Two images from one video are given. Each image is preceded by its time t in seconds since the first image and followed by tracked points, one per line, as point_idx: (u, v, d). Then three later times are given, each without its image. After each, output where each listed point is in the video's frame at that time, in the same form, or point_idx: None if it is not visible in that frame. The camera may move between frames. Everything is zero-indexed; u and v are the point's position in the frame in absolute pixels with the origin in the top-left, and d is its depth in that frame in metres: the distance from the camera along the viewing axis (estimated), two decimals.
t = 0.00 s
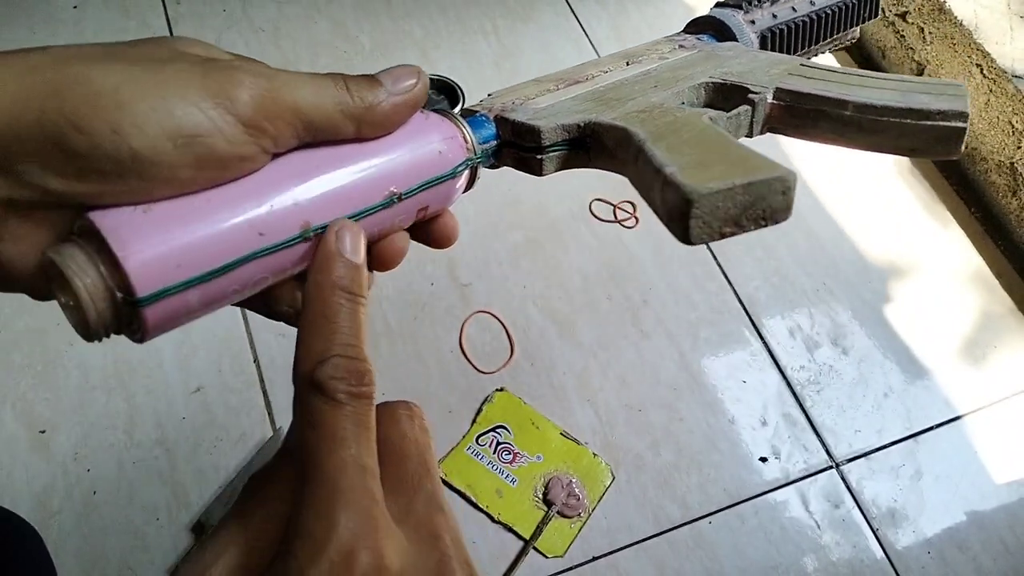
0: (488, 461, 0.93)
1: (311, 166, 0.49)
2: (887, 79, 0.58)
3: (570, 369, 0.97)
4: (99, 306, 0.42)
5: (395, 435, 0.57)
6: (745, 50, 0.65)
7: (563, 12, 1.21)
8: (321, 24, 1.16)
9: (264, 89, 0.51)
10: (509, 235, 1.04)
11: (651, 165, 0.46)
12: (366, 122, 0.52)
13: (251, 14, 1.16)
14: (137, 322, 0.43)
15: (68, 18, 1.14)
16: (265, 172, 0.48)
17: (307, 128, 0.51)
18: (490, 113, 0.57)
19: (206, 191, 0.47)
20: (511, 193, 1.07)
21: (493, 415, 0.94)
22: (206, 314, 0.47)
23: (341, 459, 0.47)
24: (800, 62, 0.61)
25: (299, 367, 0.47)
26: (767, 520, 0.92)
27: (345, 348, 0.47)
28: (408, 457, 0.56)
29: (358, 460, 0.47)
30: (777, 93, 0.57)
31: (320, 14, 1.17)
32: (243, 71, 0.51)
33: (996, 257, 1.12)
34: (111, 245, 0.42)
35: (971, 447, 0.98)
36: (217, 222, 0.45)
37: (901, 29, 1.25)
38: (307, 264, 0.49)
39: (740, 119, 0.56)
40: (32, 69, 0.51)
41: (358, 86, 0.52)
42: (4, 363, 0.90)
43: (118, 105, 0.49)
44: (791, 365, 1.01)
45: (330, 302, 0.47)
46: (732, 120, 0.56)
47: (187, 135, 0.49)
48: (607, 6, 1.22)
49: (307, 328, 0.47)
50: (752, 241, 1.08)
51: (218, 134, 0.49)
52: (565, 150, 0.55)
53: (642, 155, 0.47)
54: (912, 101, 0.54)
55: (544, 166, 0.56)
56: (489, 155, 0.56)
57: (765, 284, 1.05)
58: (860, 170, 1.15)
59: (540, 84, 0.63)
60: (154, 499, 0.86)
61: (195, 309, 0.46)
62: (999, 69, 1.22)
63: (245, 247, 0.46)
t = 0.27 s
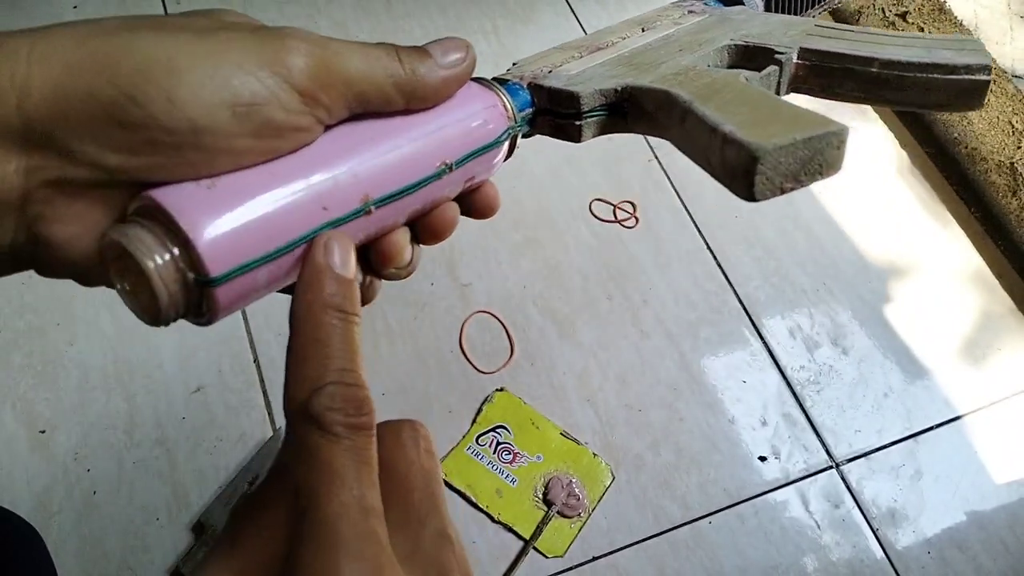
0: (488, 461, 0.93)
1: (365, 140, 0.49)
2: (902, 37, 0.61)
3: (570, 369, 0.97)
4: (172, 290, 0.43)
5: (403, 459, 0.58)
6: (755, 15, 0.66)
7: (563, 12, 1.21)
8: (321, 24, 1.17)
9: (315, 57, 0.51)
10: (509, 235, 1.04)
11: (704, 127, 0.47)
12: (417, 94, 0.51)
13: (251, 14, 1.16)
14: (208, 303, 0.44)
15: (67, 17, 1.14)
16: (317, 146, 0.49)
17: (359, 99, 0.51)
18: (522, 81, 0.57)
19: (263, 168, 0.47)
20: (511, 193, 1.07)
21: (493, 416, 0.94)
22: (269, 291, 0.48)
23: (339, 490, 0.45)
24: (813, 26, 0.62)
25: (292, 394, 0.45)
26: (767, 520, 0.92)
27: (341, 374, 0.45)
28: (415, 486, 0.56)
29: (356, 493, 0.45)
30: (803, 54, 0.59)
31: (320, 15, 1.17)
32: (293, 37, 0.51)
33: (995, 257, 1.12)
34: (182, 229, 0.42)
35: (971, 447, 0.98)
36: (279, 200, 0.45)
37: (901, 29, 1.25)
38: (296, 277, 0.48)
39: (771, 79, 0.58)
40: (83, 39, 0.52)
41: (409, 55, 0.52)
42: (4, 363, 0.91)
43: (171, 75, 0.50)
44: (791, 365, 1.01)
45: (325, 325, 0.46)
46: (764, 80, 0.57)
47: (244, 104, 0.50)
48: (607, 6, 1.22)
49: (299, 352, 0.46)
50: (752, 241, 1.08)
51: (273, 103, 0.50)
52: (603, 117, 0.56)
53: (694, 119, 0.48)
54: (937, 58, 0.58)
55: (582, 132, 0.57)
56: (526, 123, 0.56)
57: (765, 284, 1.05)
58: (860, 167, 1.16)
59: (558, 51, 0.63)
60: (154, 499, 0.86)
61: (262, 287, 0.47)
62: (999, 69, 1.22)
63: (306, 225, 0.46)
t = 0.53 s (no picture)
0: (488, 461, 0.93)
1: (397, 124, 0.50)
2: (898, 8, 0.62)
3: (570, 369, 0.97)
4: (218, 282, 0.43)
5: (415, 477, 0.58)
6: None
7: (563, 13, 1.21)
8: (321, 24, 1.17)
9: (345, 37, 0.52)
10: (509, 235, 1.04)
11: (729, 103, 0.48)
12: (447, 77, 0.52)
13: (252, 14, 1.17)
14: (251, 294, 0.44)
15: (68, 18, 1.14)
16: (349, 129, 0.49)
17: (388, 81, 0.52)
18: (534, 58, 0.56)
19: (298, 154, 0.47)
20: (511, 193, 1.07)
21: (493, 416, 0.94)
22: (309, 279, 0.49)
23: (344, 512, 0.45)
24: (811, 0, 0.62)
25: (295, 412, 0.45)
26: (767, 520, 0.92)
27: (348, 394, 0.45)
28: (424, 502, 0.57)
29: (362, 515, 0.46)
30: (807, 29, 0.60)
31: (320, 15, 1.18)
32: (322, 16, 0.52)
33: (994, 256, 1.12)
34: (226, 221, 0.42)
35: (971, 448, 0.98)
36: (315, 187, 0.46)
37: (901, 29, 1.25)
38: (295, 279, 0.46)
39: (777, 53, 0.59)
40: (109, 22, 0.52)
41: (438, 38, 0.53)
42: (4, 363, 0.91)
43: (201, 54, 0.51)
44: (791, 365, 1.01)
45: (329, 340, 0.45)
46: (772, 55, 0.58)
47: (278, 83, 0.51)
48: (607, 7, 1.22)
49: (302, 368, 0.45)
50: (752, 241, 1.08)
51: (306, 83, 0.51)
52: (618, 93, 0.57)
53: (717, 96, 0.50)
54: (941, 29, 0.59)
55: (598, 109, 0.57)
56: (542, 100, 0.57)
57: (765, 284, 1.05)
58: (860, 166, 1.16)
59: (564, 23, 0.63)
60: (154, 499, 0.86)
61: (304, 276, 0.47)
62: (1000, 69, 1.22)
63: (343, 209, 0.47)
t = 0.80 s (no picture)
0: (488, 461, 0.93)
1: (412, 128, 0.49)
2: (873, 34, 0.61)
3: (570, 369, 0.97)
4: (240, 287, 0.41)
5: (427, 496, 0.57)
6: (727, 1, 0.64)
7: (563, 12, 1.21)
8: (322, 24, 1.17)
9: (364, 32, 0.51)
10: (509, 235, 1.04)
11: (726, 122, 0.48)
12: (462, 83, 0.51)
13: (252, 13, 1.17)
14: (271, 300, 0.43)
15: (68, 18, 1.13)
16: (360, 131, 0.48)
17: (403, 80, 0.51)
18: (530, 64, 0.57)
19: (315, 154, 0.46)
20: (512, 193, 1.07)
21: (493, 416, 0.94)
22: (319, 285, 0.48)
23: (358, 537, 0.43)
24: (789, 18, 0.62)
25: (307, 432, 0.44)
26: (767, 520, 0.92)
27: (360, 413, 0.44)
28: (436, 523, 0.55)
29: (377, 540, 0.44)
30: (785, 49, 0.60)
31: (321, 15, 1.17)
32: (340, 12, 0.51)
33: (994, 254, 1.12)
34: (250, 224, 0.41)
35: (971, 448, 0.98)
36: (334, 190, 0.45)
37: (901, 29, 1.25)
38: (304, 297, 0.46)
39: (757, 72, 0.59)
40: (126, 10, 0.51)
41: (452, 40, 0.52)
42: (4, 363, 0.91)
43: (217, 44, 0.50)
44: (791, 365, 1.01)
45: (340, 355, 0.44)
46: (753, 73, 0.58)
47: (295, 76, 0.50)
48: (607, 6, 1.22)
49: (313, 387, 0.44)
50: (751, 241, 1.08)
51: (323, 77, 0.51)
52: (613, 103, 0.57)
53: (713, 115, 0.50)
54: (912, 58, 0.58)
55: (592, 118, 0.57)
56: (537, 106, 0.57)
57: (765, 284, 1.05)
58: (859, 166, 1.16)
59: (550, 31, 0.63)
60: (155, 499, 0.86)
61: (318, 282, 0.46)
62: (1000, 69, 1.22)
63: (360, 214, 0.46)
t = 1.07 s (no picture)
0: (488, 461, 0.93)
1: (424, 134, 0.49)
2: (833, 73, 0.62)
3: (570, 369, 0.97)
4: (258, 288, 0.41)
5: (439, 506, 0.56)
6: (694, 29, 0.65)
7: (563, 13, 1.21)
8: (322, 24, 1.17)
9: (370, 27, 0.50)
10: (509, 235, 1.04)
11: (710, 152, 0.51)
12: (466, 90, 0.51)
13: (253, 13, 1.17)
14: (285, 301, 0.43)
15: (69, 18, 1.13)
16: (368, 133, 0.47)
17: (408, 79, 0.51)
18: (521, 76, 0.57)
19: (333, 154, 0.45)
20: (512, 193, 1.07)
21: (493, 416, 0.94)
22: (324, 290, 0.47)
23: (370, 549, 0.43)
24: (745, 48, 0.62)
25: (320, 444, 0.44)
26: (767, 520, 0.92)
27: (373, 424, 0.45)
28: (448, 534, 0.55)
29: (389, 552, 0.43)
30: (750, 82, 0.60)
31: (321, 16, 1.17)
32: (347, 5, 0.50)
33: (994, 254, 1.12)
34: (272, 224, 0.40)
35: (972, 448, 0.98)
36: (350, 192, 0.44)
37: (901, 29, 1.25)
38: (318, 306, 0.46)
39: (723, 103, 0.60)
40: None
41: (456, 46, 0.52)
42: (4, 363, 0.90)
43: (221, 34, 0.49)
44: (791, 365, 1.01)
45: (354, 365, 0.45)
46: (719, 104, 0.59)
47: (298, 67, 0.49)
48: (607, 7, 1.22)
49: (327, 397, 0.45)
50: (751, 241, 1.08)
51: (327, 70, 0.49)
52: (596, 122, 0.58)
53: (697, 144, 0.52)
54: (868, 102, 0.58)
55: (575, 135, 0.59)
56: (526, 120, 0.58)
57: (765, 284, 1.05)
58: (859, 166, 1.16)
59: (531, 43, 0.62)
60: (155, 499, 0.86)
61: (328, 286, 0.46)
62: (1000, 69, 1.22)
63: (371, 219, 0.46)
